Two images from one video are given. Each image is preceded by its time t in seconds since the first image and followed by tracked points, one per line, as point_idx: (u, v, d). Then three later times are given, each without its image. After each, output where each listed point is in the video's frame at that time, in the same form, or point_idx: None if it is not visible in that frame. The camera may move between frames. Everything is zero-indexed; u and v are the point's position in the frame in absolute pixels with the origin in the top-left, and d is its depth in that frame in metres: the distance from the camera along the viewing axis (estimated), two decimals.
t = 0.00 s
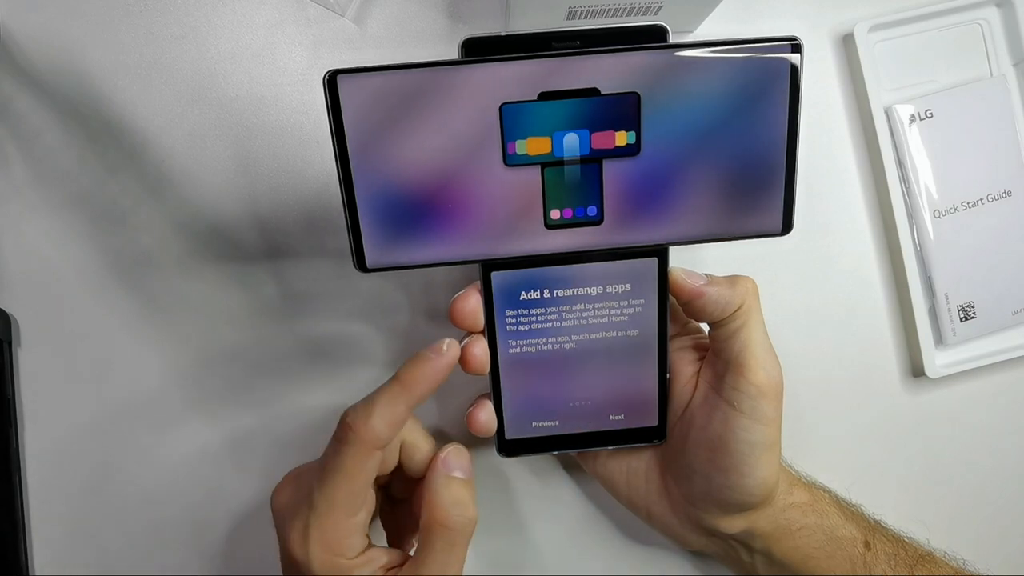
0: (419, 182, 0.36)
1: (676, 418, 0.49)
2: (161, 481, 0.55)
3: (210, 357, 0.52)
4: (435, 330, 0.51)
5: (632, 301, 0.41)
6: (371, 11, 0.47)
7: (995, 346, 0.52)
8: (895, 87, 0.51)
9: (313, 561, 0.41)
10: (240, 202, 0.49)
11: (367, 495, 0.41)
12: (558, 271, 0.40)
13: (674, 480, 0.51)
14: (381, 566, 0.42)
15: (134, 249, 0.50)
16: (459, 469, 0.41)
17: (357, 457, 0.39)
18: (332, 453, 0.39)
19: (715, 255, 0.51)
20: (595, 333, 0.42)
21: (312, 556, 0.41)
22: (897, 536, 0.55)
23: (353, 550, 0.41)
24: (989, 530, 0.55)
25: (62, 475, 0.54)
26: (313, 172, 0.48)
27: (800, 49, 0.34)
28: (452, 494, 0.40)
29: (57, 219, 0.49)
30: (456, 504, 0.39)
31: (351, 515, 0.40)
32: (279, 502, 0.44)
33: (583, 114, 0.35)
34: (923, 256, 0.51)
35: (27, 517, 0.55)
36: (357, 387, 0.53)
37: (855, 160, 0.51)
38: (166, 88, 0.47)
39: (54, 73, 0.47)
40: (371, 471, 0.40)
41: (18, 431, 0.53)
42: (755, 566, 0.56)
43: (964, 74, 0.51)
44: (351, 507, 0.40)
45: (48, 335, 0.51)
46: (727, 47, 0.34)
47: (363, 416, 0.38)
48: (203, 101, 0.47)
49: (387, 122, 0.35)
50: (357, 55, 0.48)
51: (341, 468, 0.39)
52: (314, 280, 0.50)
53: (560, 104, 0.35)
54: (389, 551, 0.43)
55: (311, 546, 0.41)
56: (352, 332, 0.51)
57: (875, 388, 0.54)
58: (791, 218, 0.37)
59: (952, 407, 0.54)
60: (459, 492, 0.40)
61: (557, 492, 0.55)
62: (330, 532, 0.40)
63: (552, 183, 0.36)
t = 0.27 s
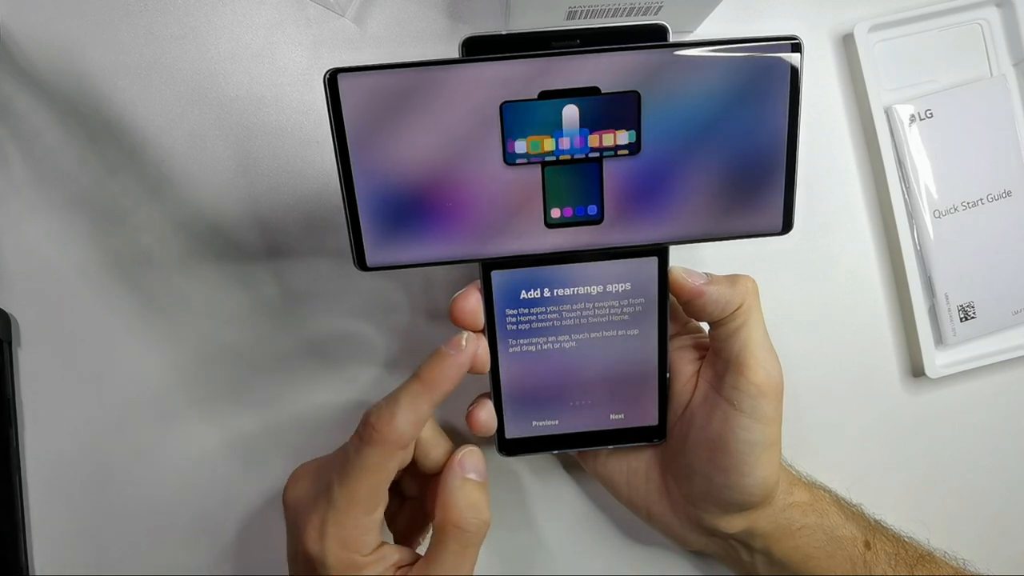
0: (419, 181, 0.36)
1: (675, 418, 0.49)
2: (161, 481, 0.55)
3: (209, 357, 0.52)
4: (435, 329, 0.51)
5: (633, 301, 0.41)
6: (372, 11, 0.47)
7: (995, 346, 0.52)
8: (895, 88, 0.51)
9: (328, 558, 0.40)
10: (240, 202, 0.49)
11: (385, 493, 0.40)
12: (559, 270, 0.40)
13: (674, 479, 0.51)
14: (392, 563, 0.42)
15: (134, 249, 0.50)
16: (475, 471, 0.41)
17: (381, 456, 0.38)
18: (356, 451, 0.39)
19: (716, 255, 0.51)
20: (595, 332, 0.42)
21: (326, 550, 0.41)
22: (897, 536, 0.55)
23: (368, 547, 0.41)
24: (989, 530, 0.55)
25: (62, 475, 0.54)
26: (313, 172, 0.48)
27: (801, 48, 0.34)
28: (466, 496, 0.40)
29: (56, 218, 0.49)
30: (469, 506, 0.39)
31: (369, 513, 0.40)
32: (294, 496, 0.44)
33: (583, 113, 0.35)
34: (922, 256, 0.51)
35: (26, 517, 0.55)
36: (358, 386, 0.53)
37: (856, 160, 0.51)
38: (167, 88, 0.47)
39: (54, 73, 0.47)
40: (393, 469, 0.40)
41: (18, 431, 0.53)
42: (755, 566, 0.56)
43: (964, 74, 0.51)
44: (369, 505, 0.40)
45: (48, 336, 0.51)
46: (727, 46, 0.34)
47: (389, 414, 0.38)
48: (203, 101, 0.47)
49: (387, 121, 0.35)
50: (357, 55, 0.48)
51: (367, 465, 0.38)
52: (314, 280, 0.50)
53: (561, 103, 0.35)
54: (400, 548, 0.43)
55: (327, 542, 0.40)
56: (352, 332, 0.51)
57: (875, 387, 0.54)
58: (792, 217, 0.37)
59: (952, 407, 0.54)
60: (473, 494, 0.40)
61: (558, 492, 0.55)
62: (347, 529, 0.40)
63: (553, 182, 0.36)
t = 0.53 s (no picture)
0: (419, 181, 0.36)
1: (676, 418, 0.49)
2: (161, 481, 0.55)
3: (209, 357, 0.52)
4: (435, 329, 0.51)
5: (634, 301, 0.41)
6: (372, 11, 0.47)
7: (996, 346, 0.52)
8: (895, 88, 0.51)
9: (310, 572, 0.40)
10: (240, 202, 0.49)
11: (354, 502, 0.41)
12: (560, 269, 0.40)
13: (675, 479, 0.51)
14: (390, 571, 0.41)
15: (134, 249, 0.50)
16: (469, 485, 0.39)
17: (332, 463, 0.39)
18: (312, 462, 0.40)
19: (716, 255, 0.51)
20: (596, 332, 0.42)
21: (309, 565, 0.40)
22: (897, 536, 0.55)
23: (351, 559, 0.40)
24: (989, 530, 0.55)
25: (62, 475, 0.54)
26: (313, 172, 0.48)
27: (801, 48, 0.34)
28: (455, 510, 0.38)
29: (56, 218, 0.49)
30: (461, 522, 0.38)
31: (341, 521, 0.40)
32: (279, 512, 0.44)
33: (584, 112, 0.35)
34: (923, 256, 0.51)
35: (26, 518, 0.55)
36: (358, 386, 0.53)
37: (856, 160, 0.51)
38: (166, 88, 0.47)
39: (54, 73, 0.47)
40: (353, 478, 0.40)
41: (17, 431, 0.52)
42: (755, 566, 0.56)
43: (964, 74, 0.51)
44: (340, 514, 0.40)
45: (47, 336, 0.51)
46: (728, 46, 0.34)
47: (336, 422, 0.39)
48: (203, 101, 0.47)
49: (387, 121, 0.35)
50: (357, 55, 0.48)
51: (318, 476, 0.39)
52: (315, 280, 0.50)
53: (562, 103, 0.35)
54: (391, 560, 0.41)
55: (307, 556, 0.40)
56: (352, 332, 0.51)
57: (875, 387, 0.54)
58: (792, 217, 0.37)
59: (952, 407, 0.54)
60: (467, 510, 0.39)
61: (558, 492, 0.55)
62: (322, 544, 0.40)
63: (554, 182, 0.36)
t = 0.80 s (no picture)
0: (419, 181, 0.36)
1: (676, 418, 0.49)
2: (161, 481, 0.55)
3: (210, 357, 0.52)
4: (436, 329, 0.51)
5: (635, 301, 0.41)
6: (372, 11, 0.47)
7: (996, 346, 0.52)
8: (895, 88, 0.51)
9: None
10: (240, 202, 0.49)
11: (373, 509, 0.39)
12: (560, 269, 0.40)
13: (675, 479, 0.51)
14: None
15: (134, 249, 0.50)
16: (494, 503, 0.38)
17: (365, 501, 0.36)
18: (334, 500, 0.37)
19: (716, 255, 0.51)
20: (596, 331, 0.42)
21: None
22: (898, 536, 0.55)
23: None
24: (989, 530, 0.55)
25: (62, 476, 0.54)
26: (313, 172, 0.48)
27: (801, 48, 0.34)
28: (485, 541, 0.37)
29: (57, 218, 0.49)
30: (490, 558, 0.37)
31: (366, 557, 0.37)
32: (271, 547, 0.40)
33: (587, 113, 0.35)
34: (923, 256, 0.51)
35: (26, 518, 0.55)
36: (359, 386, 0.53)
37: (856, 160, 0.51)
38: (166, 88, 0.47)
39: (54, 73, 0.47)
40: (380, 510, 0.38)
41: (17, 431, 0.52)
42: (755, 566, 0.56)
43: (964, 74, 0.51)
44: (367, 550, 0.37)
45: (47, 336, 0.51)
46: (728, 46, 0.34)
47: (369, 451, 0.37)
48: (203, 101, 0.47)
49: (387, 121, 0.35)
50: (357, 55, 0.48)
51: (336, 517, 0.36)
52: (315, 280, 0.50)
53: (563, 103, 0.35)
54: None
55: None
56: (352, 332, 0.51)
57: (875, 387, 0.54)
58: (792, 216, 0.37)
59: (952, 406, 0.54)
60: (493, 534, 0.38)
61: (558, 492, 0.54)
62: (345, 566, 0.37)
63: (554, 182, 0.36)
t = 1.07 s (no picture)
0: (420, 180, 0.36)
1: (676, 417, 0.49)
2: (161, 481, 0.54)
3: (209, 357, 0.52)
4: (436, 329, 0.51)
5: (635, 300, 0.41)
6: (372, 11, 0.47)
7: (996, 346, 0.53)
8: (895, 88, 0.51)
9: None
10: (240, 202, 0.49)
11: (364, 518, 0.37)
12: (560, 269, 0.40)
13: (676, 479, 0.51)
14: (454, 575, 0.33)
15: (134, 249, 0.50)
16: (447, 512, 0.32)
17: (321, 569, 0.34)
18: None
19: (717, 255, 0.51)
20: (597, 331, 0.42)
21: None
22: (897, 536, 0.55)
23: None
24: (989, 530, 0.55)
25: (61, 476, 0.54)
26: (313, 172, 0.48)
27: (802, 47, 0.34)
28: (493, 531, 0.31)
29: (56, 218, 0.49)
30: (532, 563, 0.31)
31: None
32: None
33: (587, 113, 0.35)
34: (923, 256, 0.51)
35: (26, 518, 0.55)
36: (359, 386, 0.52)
37: (855, 160, 0.51)
38: (167, 88, 0.47)
39: (54, 73, 0.47)
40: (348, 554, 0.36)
41: (17, 432, 0.52)
42: (755, 566, 0.56)
43: (964, 74, 0.51)
44: None
45: (47, 336, 0.51)
46: (729, 45, 0.34)
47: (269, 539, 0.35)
48: (203, 101, 0.47)
49: (388, 120, 0.35)
50: (358, 55, 0.48)
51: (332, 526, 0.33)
52: (315, 280, 0.50)
53: (563, 102, 0.35)
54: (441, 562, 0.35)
55: None
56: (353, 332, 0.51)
57: (875, 387, 0.54)
58: (793, 216, 0.37)
59: (952, 406, 0.54)
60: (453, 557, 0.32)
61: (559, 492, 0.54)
62: None
63: (555, 181, 0.36)
